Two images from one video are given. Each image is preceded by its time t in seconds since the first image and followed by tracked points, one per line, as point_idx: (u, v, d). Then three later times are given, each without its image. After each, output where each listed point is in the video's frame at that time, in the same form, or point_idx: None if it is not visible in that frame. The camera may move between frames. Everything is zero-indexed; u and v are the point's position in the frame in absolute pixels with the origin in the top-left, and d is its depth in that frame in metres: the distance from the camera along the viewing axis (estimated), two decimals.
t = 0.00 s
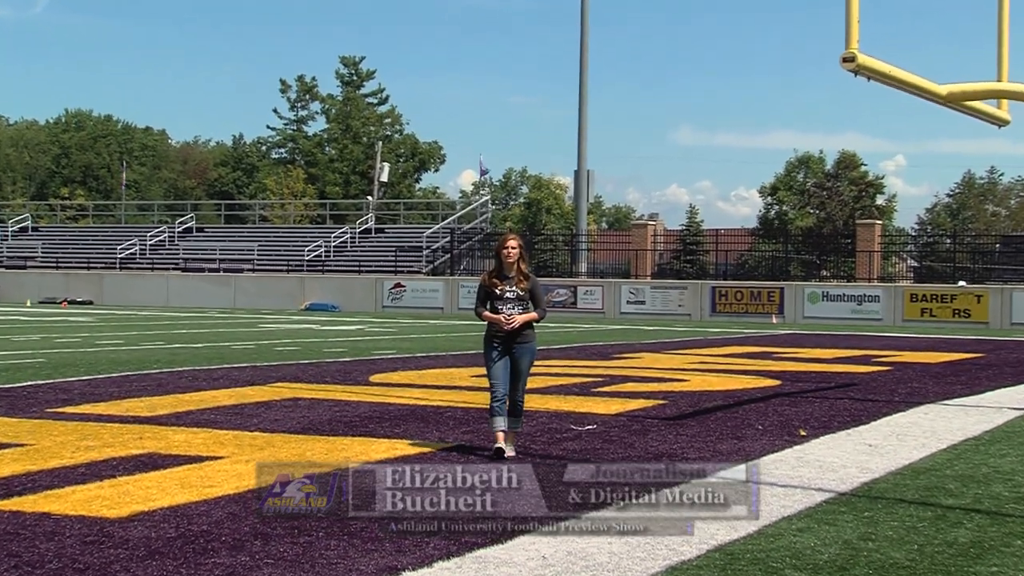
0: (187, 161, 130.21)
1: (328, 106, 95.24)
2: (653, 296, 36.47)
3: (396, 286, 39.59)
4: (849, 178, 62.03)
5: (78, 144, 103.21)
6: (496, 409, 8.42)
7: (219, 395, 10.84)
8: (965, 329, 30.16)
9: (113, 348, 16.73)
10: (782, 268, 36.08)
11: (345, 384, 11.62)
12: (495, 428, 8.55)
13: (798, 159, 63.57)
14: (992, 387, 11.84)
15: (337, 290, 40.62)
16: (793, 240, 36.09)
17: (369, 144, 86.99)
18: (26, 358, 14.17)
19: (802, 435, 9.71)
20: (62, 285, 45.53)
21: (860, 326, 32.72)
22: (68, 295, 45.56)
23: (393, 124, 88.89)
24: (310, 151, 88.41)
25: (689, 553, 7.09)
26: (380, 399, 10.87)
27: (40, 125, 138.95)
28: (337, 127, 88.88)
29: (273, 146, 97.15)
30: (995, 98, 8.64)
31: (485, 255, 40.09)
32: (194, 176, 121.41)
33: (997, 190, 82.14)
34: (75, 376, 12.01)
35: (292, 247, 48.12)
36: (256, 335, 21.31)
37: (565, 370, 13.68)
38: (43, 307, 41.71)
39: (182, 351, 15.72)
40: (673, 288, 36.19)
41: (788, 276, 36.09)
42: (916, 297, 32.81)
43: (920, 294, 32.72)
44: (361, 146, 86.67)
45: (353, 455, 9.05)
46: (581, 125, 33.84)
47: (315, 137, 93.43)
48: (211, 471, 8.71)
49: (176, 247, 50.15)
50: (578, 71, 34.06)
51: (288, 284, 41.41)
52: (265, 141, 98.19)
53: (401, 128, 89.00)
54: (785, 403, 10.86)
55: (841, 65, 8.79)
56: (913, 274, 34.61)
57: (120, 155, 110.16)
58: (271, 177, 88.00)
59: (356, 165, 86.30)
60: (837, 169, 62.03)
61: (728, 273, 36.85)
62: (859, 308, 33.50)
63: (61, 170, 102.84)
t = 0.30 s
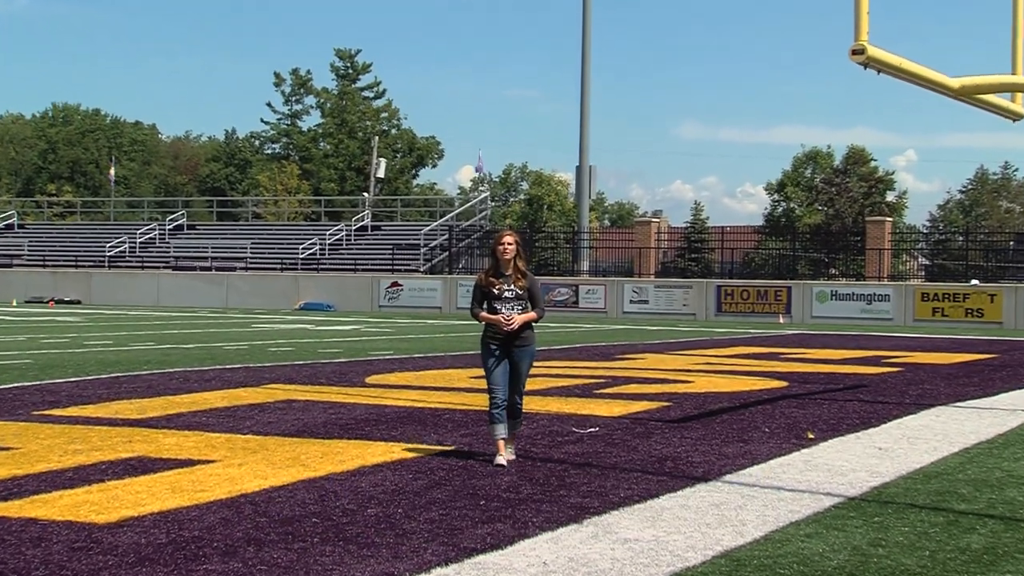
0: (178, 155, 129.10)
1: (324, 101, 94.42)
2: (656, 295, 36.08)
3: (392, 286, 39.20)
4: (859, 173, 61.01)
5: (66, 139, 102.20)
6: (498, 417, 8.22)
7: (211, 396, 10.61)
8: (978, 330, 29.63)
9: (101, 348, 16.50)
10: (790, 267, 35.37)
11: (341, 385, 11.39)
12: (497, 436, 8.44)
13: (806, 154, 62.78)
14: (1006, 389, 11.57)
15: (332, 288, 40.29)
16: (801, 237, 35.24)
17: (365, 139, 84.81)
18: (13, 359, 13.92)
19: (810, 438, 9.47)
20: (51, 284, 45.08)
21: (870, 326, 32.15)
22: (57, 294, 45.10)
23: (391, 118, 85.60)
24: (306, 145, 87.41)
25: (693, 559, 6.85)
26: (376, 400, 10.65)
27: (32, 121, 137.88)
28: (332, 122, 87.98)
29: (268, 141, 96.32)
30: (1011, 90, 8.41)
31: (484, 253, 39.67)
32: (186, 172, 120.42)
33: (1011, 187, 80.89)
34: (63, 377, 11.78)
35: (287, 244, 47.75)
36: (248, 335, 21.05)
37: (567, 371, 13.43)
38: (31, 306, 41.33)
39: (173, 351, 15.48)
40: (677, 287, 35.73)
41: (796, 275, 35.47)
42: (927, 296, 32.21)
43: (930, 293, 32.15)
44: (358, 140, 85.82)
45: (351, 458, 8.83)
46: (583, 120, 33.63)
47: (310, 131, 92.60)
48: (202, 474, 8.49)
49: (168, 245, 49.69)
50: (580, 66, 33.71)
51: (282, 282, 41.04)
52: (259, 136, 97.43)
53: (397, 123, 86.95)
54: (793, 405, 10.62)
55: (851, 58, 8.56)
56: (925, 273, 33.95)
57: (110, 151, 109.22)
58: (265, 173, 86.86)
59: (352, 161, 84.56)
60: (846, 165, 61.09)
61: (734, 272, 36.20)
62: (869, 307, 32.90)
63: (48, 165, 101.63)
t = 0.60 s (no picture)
0: (169, 152, 128.07)
1: (317, 96, 93.55)
2: (660, 295, 35.28)
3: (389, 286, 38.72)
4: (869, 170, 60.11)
5: (52, 135, 101.01)
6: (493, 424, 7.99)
7: (202, 400, 10.37)
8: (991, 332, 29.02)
9: (89, 350, 16.25)
10: (799, 266, 34.86)
11: (337, 389, 11.15)
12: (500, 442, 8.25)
13: (814, 151, 61.91)
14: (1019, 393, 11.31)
15: (326, 289, 39.89)
16: (809, 236, 34.72)
17: (361, 135, 84.82)
18: None
19: (818, 442, 9.23)
20: (37, 283, 44.42)
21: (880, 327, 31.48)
22: (42, 293, 44.38)
23: (386, 113, 84.88)
24: (299, 142, 86.05)
25: (698, 567, 6.59)
26: (372, 404, 10.40)
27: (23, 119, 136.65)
28: (327, 118, 86.80)
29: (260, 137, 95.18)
30: None
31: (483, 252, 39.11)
32: (175, 169, 119.17)
33: None
34: (50, 380, 11.53)
35: (282, 243, 47.40)
36: (242, 337, 20.77)
37: (567, 374, 13.19)
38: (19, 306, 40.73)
39: (164, 354, 15.21)
40: (682, 287, 34.88)
41: (805, 275, 34.80)
42: (940, 296, 31.48)
43: (943, 293, 31.43)
44: (354, 138, 84.70)
45: (346, 463, 8.59)
46: (585, 118, 33.33)
47: (303, 126, 91.55)
48: (193, 479, 8.25)
49: (159, 243, 49.31)
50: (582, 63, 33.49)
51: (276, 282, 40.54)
52: (252, 133, 96.57)
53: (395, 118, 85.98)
54: (801, 408, 10.38)
55: (860, 50, 8.33)
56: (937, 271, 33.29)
57: (96, 147, 107.93)
58: (259, 169, 85.78)
59: (348, 157, 83.77)
60: (855, 162, 60.33)
61: (741, 271, 35.62)
62: (879, 308, 32.17)
63: (34, 162, 100.19)
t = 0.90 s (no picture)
0: (158, 148, 126.62)
1: (310, 90, 92.82)
2: (664, 295, 34.35)
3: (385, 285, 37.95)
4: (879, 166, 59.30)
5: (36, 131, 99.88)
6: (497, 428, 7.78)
7: (194, 404, 10.13)
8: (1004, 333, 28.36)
9: (76, 353, 15.94)
10: (807, 266, 34.32)
11: (331, 392, 10.92)
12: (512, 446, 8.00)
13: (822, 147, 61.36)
14: None
15: (320, 289, 39.19)
16: (817, 235, 34.23)
17: (357, 131, 81.83)
18: None
19: (827, 447, 8.98)
20: (23, 283, 43.67)
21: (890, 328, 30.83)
22: (28, 293, 43.64)
23: (384, 108, 82.78)
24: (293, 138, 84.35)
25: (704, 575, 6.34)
26: (368, 408, 10.16)
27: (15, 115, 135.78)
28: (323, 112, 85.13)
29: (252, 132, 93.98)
30: None
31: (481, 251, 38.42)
32: (165, 164, 118.11)
33: None
34: (36, 383, 11.29)
35: (274, 241, 46.85)
36: (232, 339, 20.40)
37: (569, 376, 12.96)
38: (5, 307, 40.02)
39: (151, 356, 14.92)
40: (688, 287, 33.95)
41: (813, 275, 34.28)
42: (952, 297, 30.78)
43: (954, 293, 30.75)
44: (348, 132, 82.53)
45: (341, 469, 8.35)
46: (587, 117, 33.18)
47: (297, 122, 90.54)
48: (183, 485, 8.01)
49: (147, 242, 48.71)
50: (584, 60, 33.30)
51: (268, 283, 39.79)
52: (243, 128, 95.63)
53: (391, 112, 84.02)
54: (809, 412, 10.13)
55: (870, 44, 8.10)
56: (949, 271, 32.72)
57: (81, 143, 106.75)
58: (251, 166, 84.53)
59: (344, 153, 81.39)
60: (864, 158, 59.65)
61: (747, 271, 34.90)
62: (890, 309, 31.49)
63: (19, 160, 98.84)
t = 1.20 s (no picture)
0: (146, 143, 124.72)
1: (306, 85, 91.67)
2: (669, 296, 33.47)
3: (381, 286, 36.78)
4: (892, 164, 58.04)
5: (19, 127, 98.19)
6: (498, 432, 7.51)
7: (183, 407, 9.87)
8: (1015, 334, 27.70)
9: (61, 356, 15.57)
10: (818, 266, 32.87)
11: (325, 396, 10.65)
12: (508, 457, 7.66)
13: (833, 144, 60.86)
14: None
15: (313, 289, 37.76)
16: (828, 233, 32.91)
17: (352, 125, 81.94)
18: None
19: (838, 453, 8.71)
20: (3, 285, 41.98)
21: (905, 330, 29.88)
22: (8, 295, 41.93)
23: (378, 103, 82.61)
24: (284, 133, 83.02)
25: None
26: (364, 411, 9.90)
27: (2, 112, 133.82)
28: (315, 106, 83.80)
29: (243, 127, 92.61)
30: None
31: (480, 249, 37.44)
32: (153, 160, 116.39)
33: None
34: (21, 387, 11.01)
35: (265, 240, 45.68)
36: (222, 341, 19.97)
37: (569, 379, 12.69)
38: None
39: (137, 359, 14.55)
40: (694, 287, 33.14)
41: (824, 275, 32.83)
42: (966, 296, 29.91)
43: (971, 294, 29.85)
44: (343, 128, 81.95)
45: (335, 475, 8.09)
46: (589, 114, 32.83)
47: (291, 118, 89.27)
48: (171, 492, 7.75)
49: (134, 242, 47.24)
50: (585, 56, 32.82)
51: (260, 282, 38.38)
52: (234, 123, 94.40)
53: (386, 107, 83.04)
54: (819, 417, 9.85)
55: (883, 35, 7.88)
56: (965, 272, 31.20)
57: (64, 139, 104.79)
58: (242, 161, 83.28)
59: (337, 149, 81.02)
60: (877, 155, 58.42)
61: (755, 271, 33.58)
62: (903, 309, 30.55)
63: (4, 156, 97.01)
